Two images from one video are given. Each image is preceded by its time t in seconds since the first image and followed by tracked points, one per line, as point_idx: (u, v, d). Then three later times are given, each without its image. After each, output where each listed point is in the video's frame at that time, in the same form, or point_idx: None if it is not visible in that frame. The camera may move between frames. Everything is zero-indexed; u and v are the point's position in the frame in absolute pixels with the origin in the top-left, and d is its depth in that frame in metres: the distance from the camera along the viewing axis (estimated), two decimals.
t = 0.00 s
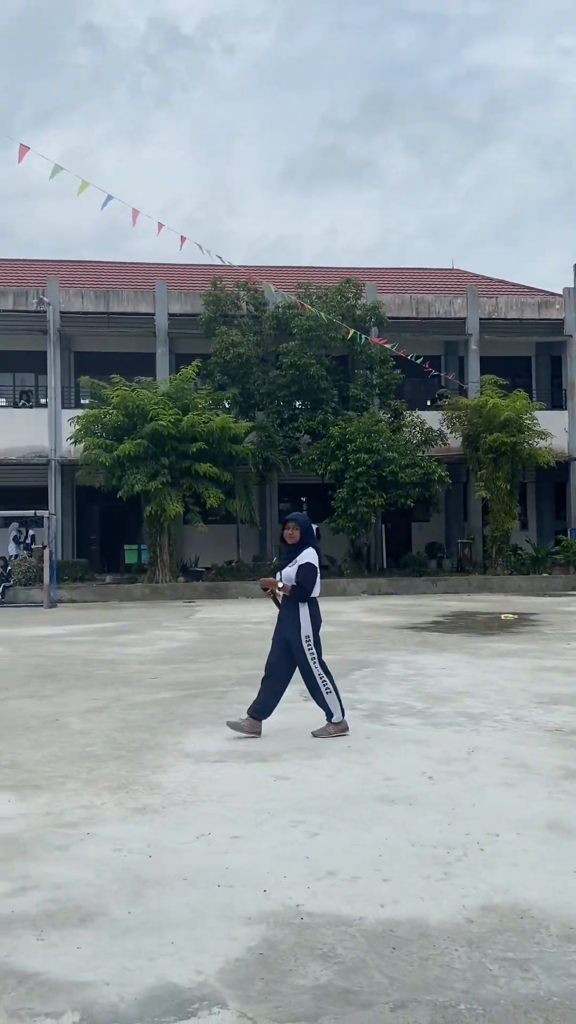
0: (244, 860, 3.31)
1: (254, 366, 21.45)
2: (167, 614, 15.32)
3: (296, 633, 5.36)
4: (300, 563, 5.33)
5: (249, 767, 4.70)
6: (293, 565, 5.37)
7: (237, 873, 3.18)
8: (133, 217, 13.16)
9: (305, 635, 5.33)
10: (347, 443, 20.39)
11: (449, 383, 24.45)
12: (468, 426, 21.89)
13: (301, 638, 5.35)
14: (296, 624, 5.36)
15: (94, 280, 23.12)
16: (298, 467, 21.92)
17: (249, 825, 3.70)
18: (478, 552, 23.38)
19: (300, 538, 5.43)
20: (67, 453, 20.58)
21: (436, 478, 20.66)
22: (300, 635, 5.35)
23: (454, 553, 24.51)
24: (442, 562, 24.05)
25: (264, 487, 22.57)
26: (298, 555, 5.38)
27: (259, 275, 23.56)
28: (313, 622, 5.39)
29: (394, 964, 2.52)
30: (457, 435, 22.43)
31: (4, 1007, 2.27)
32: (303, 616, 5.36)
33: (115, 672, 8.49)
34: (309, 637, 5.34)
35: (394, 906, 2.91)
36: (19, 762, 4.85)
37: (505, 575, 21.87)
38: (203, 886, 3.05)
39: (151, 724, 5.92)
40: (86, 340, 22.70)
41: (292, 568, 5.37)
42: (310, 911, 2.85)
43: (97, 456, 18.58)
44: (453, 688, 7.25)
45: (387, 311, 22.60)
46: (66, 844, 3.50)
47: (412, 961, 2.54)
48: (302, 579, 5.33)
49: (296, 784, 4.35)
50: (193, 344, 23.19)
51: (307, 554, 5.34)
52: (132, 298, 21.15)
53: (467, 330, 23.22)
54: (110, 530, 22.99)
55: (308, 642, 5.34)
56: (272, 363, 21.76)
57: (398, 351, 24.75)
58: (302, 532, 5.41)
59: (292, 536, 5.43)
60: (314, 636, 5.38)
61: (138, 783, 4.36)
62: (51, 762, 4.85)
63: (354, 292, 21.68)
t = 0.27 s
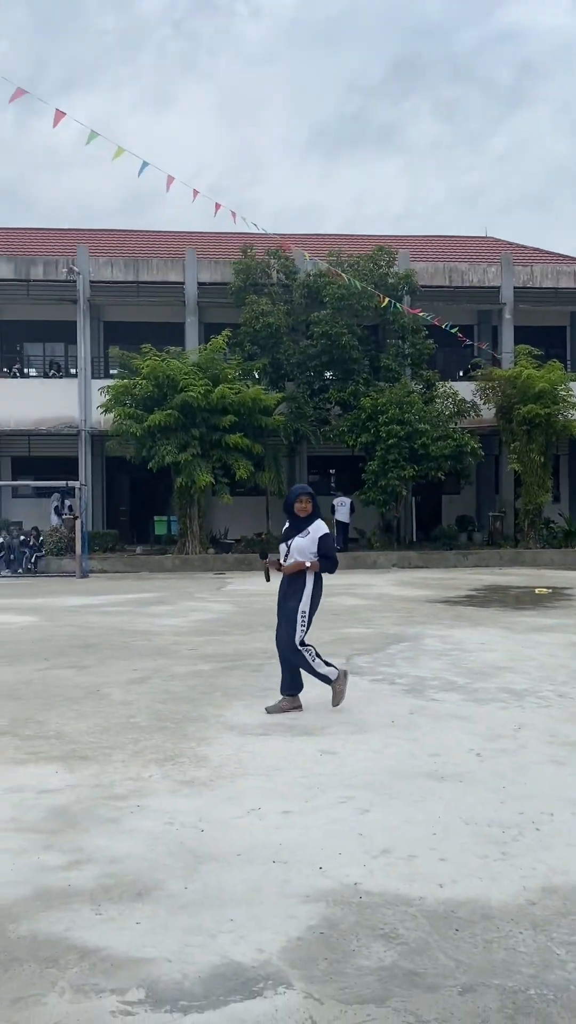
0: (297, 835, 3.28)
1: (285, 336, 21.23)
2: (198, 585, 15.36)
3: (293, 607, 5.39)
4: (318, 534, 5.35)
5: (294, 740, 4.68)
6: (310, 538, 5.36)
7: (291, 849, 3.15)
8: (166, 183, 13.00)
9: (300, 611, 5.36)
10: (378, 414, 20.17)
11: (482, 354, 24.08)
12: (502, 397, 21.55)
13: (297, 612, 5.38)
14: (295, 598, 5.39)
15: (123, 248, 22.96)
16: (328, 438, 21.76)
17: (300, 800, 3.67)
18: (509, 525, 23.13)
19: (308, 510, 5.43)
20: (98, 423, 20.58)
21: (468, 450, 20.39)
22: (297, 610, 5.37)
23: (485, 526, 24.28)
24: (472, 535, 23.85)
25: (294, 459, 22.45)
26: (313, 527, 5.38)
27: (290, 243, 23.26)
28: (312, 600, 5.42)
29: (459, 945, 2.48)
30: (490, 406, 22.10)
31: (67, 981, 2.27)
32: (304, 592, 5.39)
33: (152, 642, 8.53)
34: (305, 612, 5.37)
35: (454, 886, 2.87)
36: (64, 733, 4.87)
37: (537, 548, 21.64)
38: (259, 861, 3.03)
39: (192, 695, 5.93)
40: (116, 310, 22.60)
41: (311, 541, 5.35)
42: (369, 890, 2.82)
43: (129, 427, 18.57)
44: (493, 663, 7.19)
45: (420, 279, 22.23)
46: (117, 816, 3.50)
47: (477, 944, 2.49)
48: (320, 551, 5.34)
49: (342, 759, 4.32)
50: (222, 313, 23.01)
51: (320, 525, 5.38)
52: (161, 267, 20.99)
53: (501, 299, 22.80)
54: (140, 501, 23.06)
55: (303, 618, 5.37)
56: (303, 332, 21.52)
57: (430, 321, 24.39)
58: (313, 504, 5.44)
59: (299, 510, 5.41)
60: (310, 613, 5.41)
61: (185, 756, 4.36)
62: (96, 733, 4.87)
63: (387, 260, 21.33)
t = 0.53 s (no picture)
0: (354, 829, 3.23)
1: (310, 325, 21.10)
2: (227, 575, 15.33)
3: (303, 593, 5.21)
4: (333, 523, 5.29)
5: (341, 732, 4.63)
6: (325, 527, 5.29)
7: (351, 843, 3.10)
8: (194, 171, 12.96)
9: (310, 596, 5.17)
10: (405, 403, 20.00)
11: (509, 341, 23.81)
12: (530, 385, 21.31)
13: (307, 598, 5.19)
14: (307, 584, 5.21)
15: (148, 239, 22.93)
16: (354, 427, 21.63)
17: (353, 794, 3.62)
18: (537, 514, 22.89)
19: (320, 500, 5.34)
20: (124, 414, 20.58)
21: (496, 438, 20.18)
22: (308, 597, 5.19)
23: (513, 515, 24.06)
24: (499, 524, 23.63)
25: (320, 449, 22.35)
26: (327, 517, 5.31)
27: (314, 232, 23.10)
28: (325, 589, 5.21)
29: (534, 943, 2.42)
30: (518, 394, 21.84)
31: (137, 978, 2.23)
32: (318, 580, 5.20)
33: (186, 633, 8.51)
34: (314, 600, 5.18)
35: (522, 882, 2.80)
36: (109, 724, 4.86)
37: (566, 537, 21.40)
38: (319, 856, 2.98)
39: (232, 686, 5.90)
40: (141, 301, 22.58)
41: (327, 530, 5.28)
42: (435, 886, 2.76)
43: (155, 418, 18.57)
44: (533, 653, 7.09)
45: (446, 266, 21.99)
46: (171, 808, 3.47)
47: (552, 942, 2.43)
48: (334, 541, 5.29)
49: (392, 751, 4.27)
50: (247, 303, 22.92)
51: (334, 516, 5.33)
52: (186, 257, 20.93)
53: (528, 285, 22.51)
54: (165, 491, 23.06)
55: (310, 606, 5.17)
56: (328, 321, 21.38)
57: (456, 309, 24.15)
58: (327, 495, 5.38)
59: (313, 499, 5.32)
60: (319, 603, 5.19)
61: (232, 747, 4.32)
62: (140, 724, 4.85)
63: (413, 247, 21.13)
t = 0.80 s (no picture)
0: (452, 859, 3.12)
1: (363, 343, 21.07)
2: (285, 595, 15.27)
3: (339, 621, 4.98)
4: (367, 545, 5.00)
5: (423, 756, 4.52)
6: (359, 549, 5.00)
7: (451, 873, 2.99)
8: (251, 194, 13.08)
9: (347, 625, 4.96)
10: (460, 419, 19.80)
11: (565, 355, 23.45)
12: None
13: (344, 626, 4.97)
14: (342, 611, 4.98)
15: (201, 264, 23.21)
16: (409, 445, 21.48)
17: (445, 822, 3.50)
18: None
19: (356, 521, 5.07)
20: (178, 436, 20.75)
21: (555, 453, 19.82)
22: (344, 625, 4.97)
23: (572, 532, 23.58)
24: (559, 541, 23.17)
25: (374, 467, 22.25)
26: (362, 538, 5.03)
27: (365, 251, 23.15)
28: (362, 615, 4.99)
29: None
30: None
31: (248, 1013, 2.17)
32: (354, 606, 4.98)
33: (251, 654, 8.45)
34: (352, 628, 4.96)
35: None
36: (186, 747, 4.82)
37: None
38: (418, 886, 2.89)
39: (304, 709, 5.82)
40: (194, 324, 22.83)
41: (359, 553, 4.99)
42: (546, 920, 2.64)
43: (211, 439, 18.69)
44: None
45: (499, 282, 21.80)
46: (259, 835, 3.40)
47: None
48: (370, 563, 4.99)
49: (478, 777, 4.14)
50: (299, 324, 23.01)
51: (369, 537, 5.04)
52: (238, 280, 21.12)
53: None
54: (220, 511, 23.16)
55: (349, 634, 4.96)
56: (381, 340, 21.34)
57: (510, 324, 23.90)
58: (360, 514, 5.10)
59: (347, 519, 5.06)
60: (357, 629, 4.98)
61: (313, 773, 4.24)
62: (218, 748, 4.80)
63: (466, 263, 21.01)
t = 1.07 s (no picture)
0: None
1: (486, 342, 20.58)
2: (409, 599, 15.03)
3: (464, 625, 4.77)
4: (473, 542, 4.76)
5: None
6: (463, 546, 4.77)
7: None
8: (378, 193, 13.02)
9: (473, 628, 4.73)
10: None
11: None
12: None
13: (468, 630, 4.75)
14: (465, 613, 4.76)
15: (320, 267, 23.27)
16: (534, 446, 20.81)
17: None
18: None
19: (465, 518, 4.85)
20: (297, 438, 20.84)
21: None
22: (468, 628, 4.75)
23: None
24: None
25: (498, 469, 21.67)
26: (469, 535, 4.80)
27: (488, 249, 22.62)
28: (484, 615, 4.76)
29: None
30: None
31: None
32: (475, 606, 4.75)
33: (382, 657, 8.34)
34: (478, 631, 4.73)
35: None
36: (332, 747, 4.77)
37: None
38: None
39: (447, 713, 5.66)
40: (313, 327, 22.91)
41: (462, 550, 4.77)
42: None
43: (330, 441, 18.67)
44: None
45: None
46: (422, 841, 3.30)
47: None
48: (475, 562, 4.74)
49: None
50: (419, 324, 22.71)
51: (476, 534, 4.78)
52: (358, 281, 21.03)
53: None
54: (338, 513, 23.11)
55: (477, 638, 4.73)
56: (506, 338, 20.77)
57: None
58: (467, 510, 4.86)
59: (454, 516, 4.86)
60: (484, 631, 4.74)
61: (468, 779, 4.10)
62: (364, 749, 4.72)
63: None
